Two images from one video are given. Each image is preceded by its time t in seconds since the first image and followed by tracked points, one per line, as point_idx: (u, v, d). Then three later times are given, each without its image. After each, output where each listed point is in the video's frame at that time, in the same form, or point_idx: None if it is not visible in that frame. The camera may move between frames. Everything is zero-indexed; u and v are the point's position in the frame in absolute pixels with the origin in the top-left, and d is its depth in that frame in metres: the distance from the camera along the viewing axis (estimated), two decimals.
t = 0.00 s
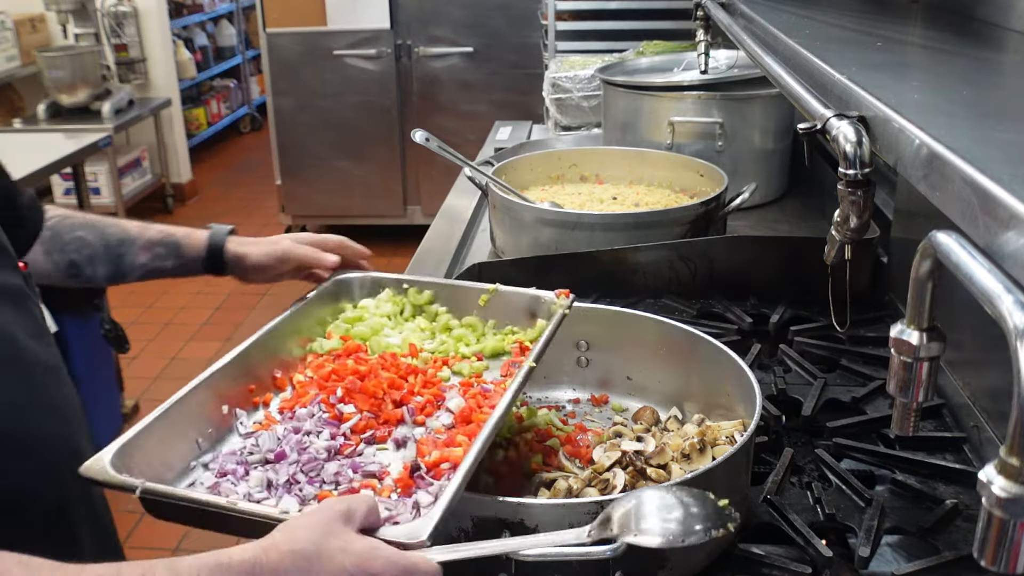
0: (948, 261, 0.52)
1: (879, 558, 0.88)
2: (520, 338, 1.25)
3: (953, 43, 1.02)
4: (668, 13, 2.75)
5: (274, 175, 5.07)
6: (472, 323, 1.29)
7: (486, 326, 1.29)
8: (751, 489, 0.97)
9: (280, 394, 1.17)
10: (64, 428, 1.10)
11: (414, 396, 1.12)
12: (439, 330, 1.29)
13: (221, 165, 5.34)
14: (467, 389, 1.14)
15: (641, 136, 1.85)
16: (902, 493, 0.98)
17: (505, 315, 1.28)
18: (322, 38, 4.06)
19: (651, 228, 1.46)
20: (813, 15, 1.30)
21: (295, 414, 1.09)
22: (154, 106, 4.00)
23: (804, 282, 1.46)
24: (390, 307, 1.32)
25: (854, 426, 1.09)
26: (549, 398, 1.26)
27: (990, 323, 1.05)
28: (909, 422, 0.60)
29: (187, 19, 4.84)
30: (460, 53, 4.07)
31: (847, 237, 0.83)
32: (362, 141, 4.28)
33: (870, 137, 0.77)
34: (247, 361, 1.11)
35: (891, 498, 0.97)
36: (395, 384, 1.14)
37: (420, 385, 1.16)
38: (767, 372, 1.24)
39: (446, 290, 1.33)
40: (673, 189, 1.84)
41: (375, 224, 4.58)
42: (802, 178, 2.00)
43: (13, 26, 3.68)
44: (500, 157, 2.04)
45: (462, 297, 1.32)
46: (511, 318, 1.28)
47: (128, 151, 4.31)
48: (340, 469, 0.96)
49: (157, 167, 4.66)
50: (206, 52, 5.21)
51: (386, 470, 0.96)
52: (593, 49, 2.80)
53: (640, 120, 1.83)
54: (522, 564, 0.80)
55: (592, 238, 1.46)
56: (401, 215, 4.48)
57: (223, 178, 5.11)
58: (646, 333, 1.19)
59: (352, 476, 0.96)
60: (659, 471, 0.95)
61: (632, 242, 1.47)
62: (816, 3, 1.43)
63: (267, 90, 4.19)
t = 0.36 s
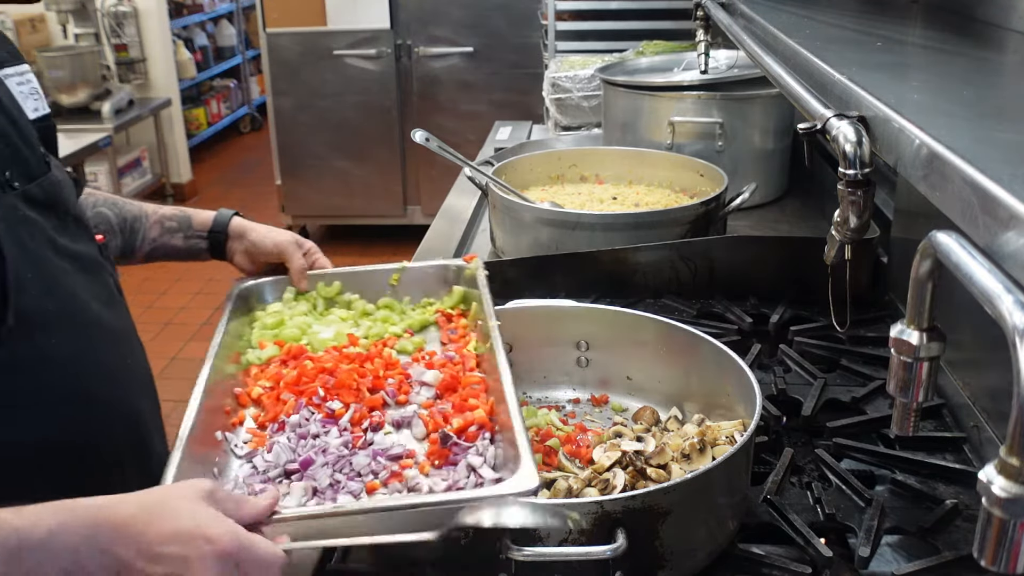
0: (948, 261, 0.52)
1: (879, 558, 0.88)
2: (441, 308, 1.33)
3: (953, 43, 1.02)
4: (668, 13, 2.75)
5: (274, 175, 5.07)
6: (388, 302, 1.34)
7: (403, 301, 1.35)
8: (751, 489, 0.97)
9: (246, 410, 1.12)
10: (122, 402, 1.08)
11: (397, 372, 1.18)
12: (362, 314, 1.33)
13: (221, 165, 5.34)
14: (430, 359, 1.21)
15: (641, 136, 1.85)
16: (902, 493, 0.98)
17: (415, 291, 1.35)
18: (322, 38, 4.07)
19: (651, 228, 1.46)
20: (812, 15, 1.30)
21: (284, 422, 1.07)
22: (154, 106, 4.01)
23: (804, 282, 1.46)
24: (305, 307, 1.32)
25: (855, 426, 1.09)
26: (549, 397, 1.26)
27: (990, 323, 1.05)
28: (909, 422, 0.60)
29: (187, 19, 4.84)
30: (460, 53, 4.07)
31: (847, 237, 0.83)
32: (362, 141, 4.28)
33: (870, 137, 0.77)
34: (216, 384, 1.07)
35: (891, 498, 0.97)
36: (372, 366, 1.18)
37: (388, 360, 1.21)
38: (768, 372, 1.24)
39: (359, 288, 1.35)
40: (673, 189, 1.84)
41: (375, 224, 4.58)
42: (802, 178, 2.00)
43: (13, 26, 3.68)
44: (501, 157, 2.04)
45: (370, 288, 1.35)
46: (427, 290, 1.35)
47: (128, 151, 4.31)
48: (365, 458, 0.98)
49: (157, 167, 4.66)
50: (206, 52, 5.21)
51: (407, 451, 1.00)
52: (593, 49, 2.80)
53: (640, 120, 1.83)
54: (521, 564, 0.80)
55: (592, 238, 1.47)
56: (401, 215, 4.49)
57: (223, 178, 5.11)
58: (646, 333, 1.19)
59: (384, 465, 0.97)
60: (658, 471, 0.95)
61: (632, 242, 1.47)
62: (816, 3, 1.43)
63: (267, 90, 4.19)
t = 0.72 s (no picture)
0: (947, 262, 0.52)
1: (880, 558, 0.88)
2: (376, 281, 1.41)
3: (953, 43, 1.02)
4: (668, 14, 2.75)
5: (274, 175, 5.07)
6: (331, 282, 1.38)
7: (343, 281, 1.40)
8: (751, 489, 0.97)
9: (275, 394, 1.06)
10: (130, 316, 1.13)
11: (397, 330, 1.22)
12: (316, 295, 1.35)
13: (221, 166, 5.34)
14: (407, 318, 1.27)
15: (641, 136, 1.85)
16: (902, 493, 0.98)
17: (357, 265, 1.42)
18: (322, 38, 4.07)
19: (651, 228, 1.46)
20: (812, 15, 1.30)
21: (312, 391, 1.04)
22: (154, 107, 4.01)
23: (804, 282, 1.46)
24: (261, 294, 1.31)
25: (855, 427, 1.09)
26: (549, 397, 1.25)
27: (990, 323, 1.06)
28: (909, 422, 0.60)
29: (187, 19, 4.84)
30: (460, 53, 4.07)
31: (847, 237, 0.83)
32: (362, 141, 4.28)
33: (870, 137, 0.76)
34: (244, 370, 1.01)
35: (891, 498, 0.97)
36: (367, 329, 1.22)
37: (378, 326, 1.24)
38: (768, 372, 1.24)
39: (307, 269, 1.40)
40: (673, 189, 1.84)
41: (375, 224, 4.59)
42: (802, 178, 2.00)
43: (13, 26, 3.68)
44: (501, 157, 2.04)
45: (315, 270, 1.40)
46: (367, 262, 1.43)
47: (128, 151, 4.30)
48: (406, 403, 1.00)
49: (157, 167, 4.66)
50: (206, 52, 5.21)
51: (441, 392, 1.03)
52: (593, 49, 2.80)
53: (640, 120, 1.83)
54: (522, 564, 0.79)
55: (592, 238, 1.47)
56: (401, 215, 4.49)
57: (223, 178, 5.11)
58: (646, 333, 1.18)
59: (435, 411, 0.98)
60: (658, 471, 0.95)
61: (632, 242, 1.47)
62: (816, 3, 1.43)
63: (267, 90, 4.19)
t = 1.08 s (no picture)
0: (947, 262, 0.52)
1: (879, 558, 0.88)
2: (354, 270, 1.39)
3: (953, 43, 1.02)
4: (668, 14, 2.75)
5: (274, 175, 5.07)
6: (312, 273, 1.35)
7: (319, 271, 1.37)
8: (751, 489, 0.97)
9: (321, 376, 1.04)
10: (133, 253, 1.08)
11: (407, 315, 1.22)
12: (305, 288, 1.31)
13: (221, 166, 5.34)
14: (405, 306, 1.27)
15: (641, 136, 1.85)
16: (902, 493, 0.97)
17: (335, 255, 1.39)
18: (322, 38, 4.07)
19: (650, 228, 1.46)
20: (812, 14, 1.30)
21: (351, 375, 1.04)
22: (154, 107, 4.01)
23: (803, 282, 1.46)
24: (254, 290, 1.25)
25: (855, 427, 1.09)
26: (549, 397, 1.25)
27: (990, 323, 1.05)
28: (909, 422, 0.60)
29: (187, 19, 4.84)
30: (460, 53, 4.06)
31: (847, 237, 0.83)
32: (361, 141, 4.28)
33: (870, 137, 0.76)
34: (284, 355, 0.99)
35: (891, 499, 0.97)
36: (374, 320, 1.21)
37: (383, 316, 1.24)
38: (767, 372, 1.24)
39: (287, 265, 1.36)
40: (673, 189, 1.84)
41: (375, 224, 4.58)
42: (802, 178, 2.00)
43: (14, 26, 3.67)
44: (500, 157, 2.04)
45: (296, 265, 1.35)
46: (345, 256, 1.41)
47: (128, 151, 4.30)
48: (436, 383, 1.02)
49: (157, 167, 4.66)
50: (206, 52, 5.21)
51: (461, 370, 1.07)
52: (593, 49, 2.80)
53: (640, 120, 1.83)
54: (522, 564, 0.79)
55: (592, 238, 1.47)
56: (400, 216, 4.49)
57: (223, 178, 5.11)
58: (646, 333, 1.18)
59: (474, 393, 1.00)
60: (659, 471, 0.95)
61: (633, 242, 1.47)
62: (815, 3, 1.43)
63: (267, 90, 4.19)
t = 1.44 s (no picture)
0: (947, 262, 0.52)
1: (880, 558, 0.88)
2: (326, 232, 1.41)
3: (953, 43, 1.02)
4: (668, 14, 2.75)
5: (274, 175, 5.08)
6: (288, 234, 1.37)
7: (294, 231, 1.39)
8: (751, 489, 0.97)
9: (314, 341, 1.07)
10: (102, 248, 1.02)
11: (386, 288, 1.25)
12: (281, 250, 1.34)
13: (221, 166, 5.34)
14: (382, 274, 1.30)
15: (641, 136, 1.85)
16: (902, 493, 0.97)
17: (311, 214, 1.42)
18: (322, 38, 4.07)
19: (650, 228, 1.46)
20: (812, 14, 1.30)
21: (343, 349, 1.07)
22: (154, 107, 4.01)
23: (804, 282, 1.46)
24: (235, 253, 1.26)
25: (855, 427, 1.09)
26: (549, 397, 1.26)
27: (990, 323, 1.05)
28: (909, 422, 0.60)
29: (187, 19, 4.84)
30: (460, 53, 4.06)
31: (847, 237, 0.83)
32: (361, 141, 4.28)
33: (870, 137, 0.76)
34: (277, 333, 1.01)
35: (891, 499, 0.97)
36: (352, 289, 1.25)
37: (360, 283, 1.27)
38: (768, 373, 1.24)
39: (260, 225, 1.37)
40: (673, 189, 1.84)
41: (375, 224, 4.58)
42: (802, 178, 2.00)
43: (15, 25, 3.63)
44: (501, 157, 2.04)
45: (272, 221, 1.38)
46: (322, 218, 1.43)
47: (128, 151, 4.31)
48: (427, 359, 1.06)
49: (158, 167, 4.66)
50: (206, 52, 5.21)
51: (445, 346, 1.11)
52: (593, 49, 2.80)
53: (640, 120, 1.83)
54: (522, 564, 0.78)
55: (592, 238, 1.47)
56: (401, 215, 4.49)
57: (223, 178, 5.11)
58: (645, 333, 1.18)
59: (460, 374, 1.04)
60: (659, 471, 0.95)
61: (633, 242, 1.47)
62: (815, 3, 1.43)
63: (267, 90, 4.19)
